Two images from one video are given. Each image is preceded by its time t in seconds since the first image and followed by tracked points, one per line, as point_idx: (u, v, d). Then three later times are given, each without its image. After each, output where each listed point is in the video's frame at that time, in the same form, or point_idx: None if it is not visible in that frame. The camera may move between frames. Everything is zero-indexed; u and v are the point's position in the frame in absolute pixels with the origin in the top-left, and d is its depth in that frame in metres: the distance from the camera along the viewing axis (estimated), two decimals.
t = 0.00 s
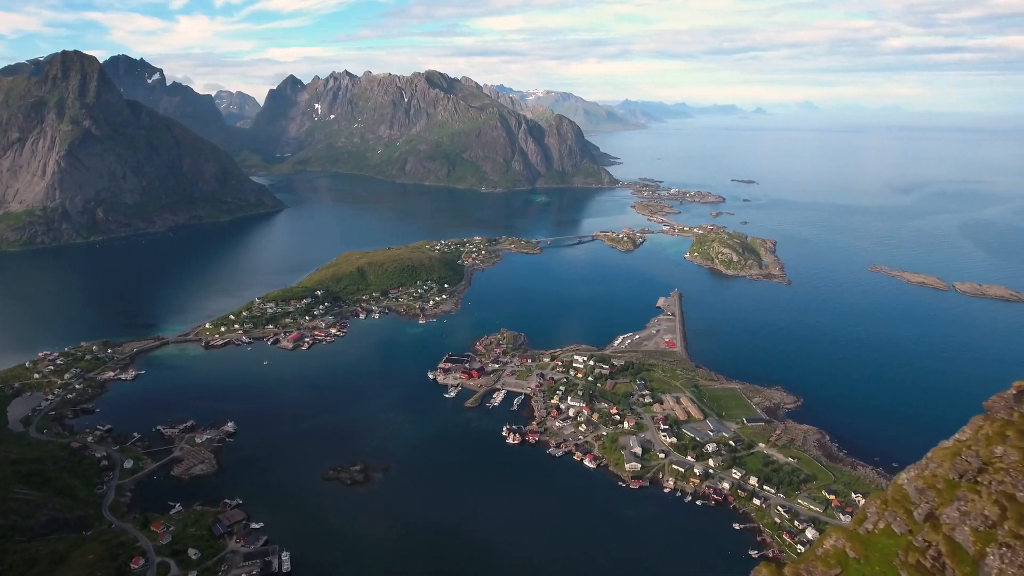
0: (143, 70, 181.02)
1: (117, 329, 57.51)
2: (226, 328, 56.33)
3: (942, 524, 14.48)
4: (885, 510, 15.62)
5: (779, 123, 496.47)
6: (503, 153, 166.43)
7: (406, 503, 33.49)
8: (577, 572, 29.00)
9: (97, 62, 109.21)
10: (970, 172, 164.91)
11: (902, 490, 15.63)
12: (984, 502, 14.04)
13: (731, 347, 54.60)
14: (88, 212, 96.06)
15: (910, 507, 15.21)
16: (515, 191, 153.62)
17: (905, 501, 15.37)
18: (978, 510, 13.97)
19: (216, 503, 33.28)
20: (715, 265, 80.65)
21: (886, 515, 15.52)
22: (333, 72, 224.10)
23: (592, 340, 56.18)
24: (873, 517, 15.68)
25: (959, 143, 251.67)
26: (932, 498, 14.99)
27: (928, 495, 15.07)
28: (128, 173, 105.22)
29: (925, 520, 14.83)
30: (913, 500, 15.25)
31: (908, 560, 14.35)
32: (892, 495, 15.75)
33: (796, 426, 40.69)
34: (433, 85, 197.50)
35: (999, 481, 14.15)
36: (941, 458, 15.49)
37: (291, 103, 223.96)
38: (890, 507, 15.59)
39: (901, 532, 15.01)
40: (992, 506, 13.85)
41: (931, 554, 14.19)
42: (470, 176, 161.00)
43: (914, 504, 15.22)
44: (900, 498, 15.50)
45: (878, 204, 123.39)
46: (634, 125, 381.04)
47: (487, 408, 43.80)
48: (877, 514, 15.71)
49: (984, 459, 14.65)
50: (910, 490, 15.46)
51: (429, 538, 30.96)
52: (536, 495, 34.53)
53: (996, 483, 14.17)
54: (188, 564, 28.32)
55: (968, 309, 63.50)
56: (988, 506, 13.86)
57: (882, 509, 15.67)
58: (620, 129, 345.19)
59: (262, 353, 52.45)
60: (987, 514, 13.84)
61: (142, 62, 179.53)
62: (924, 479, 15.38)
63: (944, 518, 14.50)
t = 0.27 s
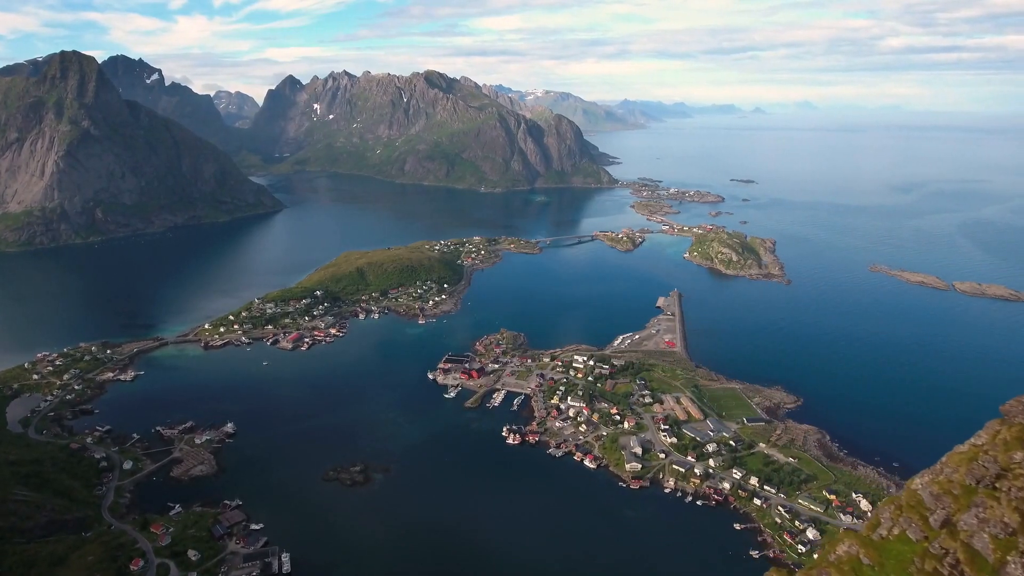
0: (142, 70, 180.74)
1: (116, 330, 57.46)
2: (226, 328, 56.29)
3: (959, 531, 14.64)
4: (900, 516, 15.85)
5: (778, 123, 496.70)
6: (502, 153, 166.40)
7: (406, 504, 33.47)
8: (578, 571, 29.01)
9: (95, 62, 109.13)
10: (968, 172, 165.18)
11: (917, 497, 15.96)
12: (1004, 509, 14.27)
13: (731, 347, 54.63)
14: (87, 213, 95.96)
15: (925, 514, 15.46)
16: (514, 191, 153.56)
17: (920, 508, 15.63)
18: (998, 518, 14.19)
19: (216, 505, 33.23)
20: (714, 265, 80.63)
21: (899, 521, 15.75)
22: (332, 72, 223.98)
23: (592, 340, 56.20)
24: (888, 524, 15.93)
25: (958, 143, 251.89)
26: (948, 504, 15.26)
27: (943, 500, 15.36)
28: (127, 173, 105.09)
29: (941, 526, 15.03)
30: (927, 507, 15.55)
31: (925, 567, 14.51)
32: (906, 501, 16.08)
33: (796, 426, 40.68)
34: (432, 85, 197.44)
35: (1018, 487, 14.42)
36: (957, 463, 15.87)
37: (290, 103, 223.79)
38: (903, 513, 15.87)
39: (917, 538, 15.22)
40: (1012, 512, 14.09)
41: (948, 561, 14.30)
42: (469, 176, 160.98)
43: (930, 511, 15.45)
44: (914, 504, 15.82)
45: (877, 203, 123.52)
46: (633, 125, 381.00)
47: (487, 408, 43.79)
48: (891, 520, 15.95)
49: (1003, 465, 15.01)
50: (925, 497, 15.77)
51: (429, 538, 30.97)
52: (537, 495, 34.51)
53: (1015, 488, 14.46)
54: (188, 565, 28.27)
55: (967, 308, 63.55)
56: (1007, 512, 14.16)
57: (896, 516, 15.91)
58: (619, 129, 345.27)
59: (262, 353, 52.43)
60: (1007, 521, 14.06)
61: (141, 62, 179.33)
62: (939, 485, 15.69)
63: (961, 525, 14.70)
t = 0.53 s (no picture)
0: (140, 70, 180.63)
1: (114, 331, 57.33)
2: (225, 329, 56.24)
3: (979, 539, 15.24)
4: (916, 523, 16.66)
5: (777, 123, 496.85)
6: (501, 153, 166.33)
7: (407, 504, 33.45)
8: (578, 572, 28.99)
9: (94, 63, 109.11)
10: (967, 171, 165.32)
11: (934, 504, 16.65)
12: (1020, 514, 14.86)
13: (731, 347, 54.63)
14: (85, 213, 95.86)
15: (942, 521, 16.20)
16: (513, 191, 153.51)
17: (937, 515, 16.36)
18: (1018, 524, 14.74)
19: (215, 506, 33.18)
20: (713, 265, 80.65)
21: (917, 529, 16.57)
22: (331, 72, 223.94)
23: (591, 339, 56.20)
24: (906, 531, 16.77)
25: (956, 143, 252.21)
26: (966, 511, 15.91)
27: (961, 508, 16.03)
28: (126, 173, 104.98)
29: (959, 534, 15.72)
30: (944, 513, 16.27)
31: None
32: (925, 507, 16.84)
33: (796, 426, 40.69)
34: (431, 85, 197.39)
35: None
36: (974, 470, 16.55)
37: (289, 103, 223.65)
38: (920, 520, 16.66)
39: (934, 546, 15.98)
40: None
41: (967, 569, 14.94)
42: (468, 176, 160.94)
43: (947, 518, 16.18)
44: (931, 511, 16.54)
45: (876, 203, 123.62)
46: (632, 124, 381.00)
47: (487, 408, 43.77)
48: (909, 528, 16.78)
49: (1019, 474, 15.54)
50: (942, 503, 16.48)
51: (429, 538, 30.96)
52: (537, 496, 34.48)
53: None
54: (188, 567, 28.21)
55: (967, 308, 63.62)
56: None
57: (914, 523, 16.73)
58: (618, 129, 345.21)
59: (261, 354, 52.38)
60: None
61: (140, 62, 179.27)
62: (956, 491, 16.44)
63: (981, 533, 15.27)
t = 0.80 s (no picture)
0: (138, 70, 180.48)
1: (113, 331, 57.20)
2: (224, 329, 56.17)
3: (996, 546, 15.21)
4: (931, 530, 16.60)
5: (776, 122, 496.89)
6: (500, 153, 166.25)
7: (406, 504, 33.43)
8: (578, 572, 28.98)
9: (92, 63, 108.99)
10: (966, 171, 165.48)
11: (948, 509, 16.58)
12: None
13: (730, 346, 54.63)
14: (84, 214, 95.77)
15: (957, 527, 16.14)
16: (512, 191, 153.48)
17: (952, 521, 16.30)
18: None
19: (215, 506, 33.14)
20: (713, 265, 80.67)
21: (932, 535, 16.48)
22: (330, 72, 223.86)
23: (590, 339, 56.20)
24: (919, 537, 16.70)
25: (955, 143, 252.48)
26: (982, 517, 15.85)
27: (977, 514, 15.96)
28: (124, 173, 104.82)
29: (976, 540, 15.65)
30: (958, 519, 16.22)
31: None
32: (939, 512, 16.75)
33: (796, 426, 40.69)
34: (430, 85, 197.32)
35: None
36: (989, 475, 16.47)
37: (287, 103, 223.51)
38: (935, 526, 16.59)
39: (950, 552, 15.88)
40: None
41: None
42: (467, 176, 160.91)
43: (962, 525, 16.10)
44: (945, 516, 16.48)
45: (875, 203, 123.73)
46: (631, 124, 380.94)
47: (487, 408, 43.75)
48: (923, 534, 16.70)
49: None
50: (957, 509, 16.37)
51: (429, 538, 30.95)
52: (537, 496, 34.46)
53: None
54: (188, 568, 28.18)
55: (966, 307, 63.67)
56: None
57: (928, 530, 16.65)
58: (617, 129, 345.20)
59: (261, 354, 52.32)
60: None
61: (138, 62, 179.09)
62: (972, 496, 16.34)
63: (998, 540, 15.23)
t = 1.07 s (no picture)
0: (137, 70, 180.30)
1: (112, 332, 57.11)
2: (223, 329, 56.13)
3: (1012, 552, 15.29)
4: (944, 535, 16.70)
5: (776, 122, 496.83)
6: (500, 153, 166.06)
7: (406, 505, 33.42)
8: (578, 572, 28.99)
9: (91, 63, 108.86)
10: (966, 170, 165.33)
11: (963, 514, 16.72)
12: None
13: (730, 346, 54.62)
14: (83, 214, 95.73)
15: (972, 533, 16.29)
16: (512, 191, 153.36)
17: (966, 526, 16.46)
18: None
19: (215, 507, 33.12)
20: (712, 264, 80.62)
21: (946, 540, 16.59)
22: (329, 72, 223.67)
23: (590, 339, 56.16)
24: (932, 542, 16.80)
25: (954, 142, 252.43)
26: (997, 522, 16.05)
27: (992, 519, 16.16)
28: (124, 173, 104.70)
29: (991, 546, 15.80)
30: (972, 525, 16.41)
31: None
32: (952, 517, 16.92)
33: (796, 426, 40.67)
34: (429, 85, 197.10)
35: None
36: (1002, 481, 16.77)
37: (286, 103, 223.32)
38: (948, 531, 16.70)
39: (965, 557, 15.98)
40: None
41: None
42: (466, 176, 160.78)
43: (977, 529, 16.29)
44: (959, 522, 16.64)
45: (875, 202, 123.65)
46: (630, 124, 380.83)
47: (487, 409, 43.72)
48: (936, 538, 16.81)
49: None
50: (972, 514, 16.56)
51: (429, 538, 30.95)
52: (537, 496, 34.44)
53: None
54: (188, 570, 28.16)
55: (967, 307, 63.64)
56: None
57: (941, 534, 16.76)
58: (616, 129, 344.94)
59: (260, 354, 52.28)
60: None
61: (137, 62, 178.95)
62: (984, 501, 16.59)
63: (1013, 545, 15.35)
